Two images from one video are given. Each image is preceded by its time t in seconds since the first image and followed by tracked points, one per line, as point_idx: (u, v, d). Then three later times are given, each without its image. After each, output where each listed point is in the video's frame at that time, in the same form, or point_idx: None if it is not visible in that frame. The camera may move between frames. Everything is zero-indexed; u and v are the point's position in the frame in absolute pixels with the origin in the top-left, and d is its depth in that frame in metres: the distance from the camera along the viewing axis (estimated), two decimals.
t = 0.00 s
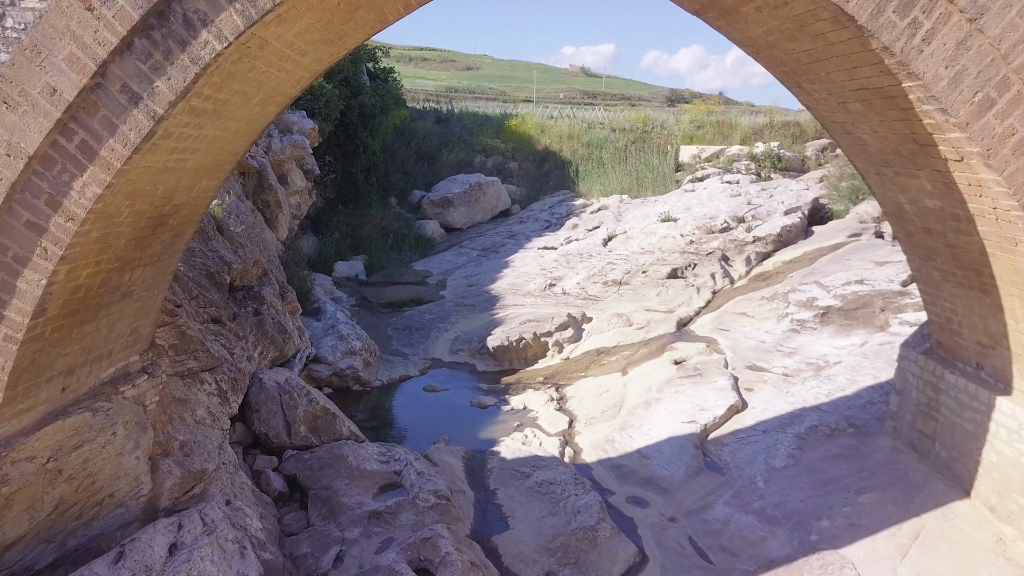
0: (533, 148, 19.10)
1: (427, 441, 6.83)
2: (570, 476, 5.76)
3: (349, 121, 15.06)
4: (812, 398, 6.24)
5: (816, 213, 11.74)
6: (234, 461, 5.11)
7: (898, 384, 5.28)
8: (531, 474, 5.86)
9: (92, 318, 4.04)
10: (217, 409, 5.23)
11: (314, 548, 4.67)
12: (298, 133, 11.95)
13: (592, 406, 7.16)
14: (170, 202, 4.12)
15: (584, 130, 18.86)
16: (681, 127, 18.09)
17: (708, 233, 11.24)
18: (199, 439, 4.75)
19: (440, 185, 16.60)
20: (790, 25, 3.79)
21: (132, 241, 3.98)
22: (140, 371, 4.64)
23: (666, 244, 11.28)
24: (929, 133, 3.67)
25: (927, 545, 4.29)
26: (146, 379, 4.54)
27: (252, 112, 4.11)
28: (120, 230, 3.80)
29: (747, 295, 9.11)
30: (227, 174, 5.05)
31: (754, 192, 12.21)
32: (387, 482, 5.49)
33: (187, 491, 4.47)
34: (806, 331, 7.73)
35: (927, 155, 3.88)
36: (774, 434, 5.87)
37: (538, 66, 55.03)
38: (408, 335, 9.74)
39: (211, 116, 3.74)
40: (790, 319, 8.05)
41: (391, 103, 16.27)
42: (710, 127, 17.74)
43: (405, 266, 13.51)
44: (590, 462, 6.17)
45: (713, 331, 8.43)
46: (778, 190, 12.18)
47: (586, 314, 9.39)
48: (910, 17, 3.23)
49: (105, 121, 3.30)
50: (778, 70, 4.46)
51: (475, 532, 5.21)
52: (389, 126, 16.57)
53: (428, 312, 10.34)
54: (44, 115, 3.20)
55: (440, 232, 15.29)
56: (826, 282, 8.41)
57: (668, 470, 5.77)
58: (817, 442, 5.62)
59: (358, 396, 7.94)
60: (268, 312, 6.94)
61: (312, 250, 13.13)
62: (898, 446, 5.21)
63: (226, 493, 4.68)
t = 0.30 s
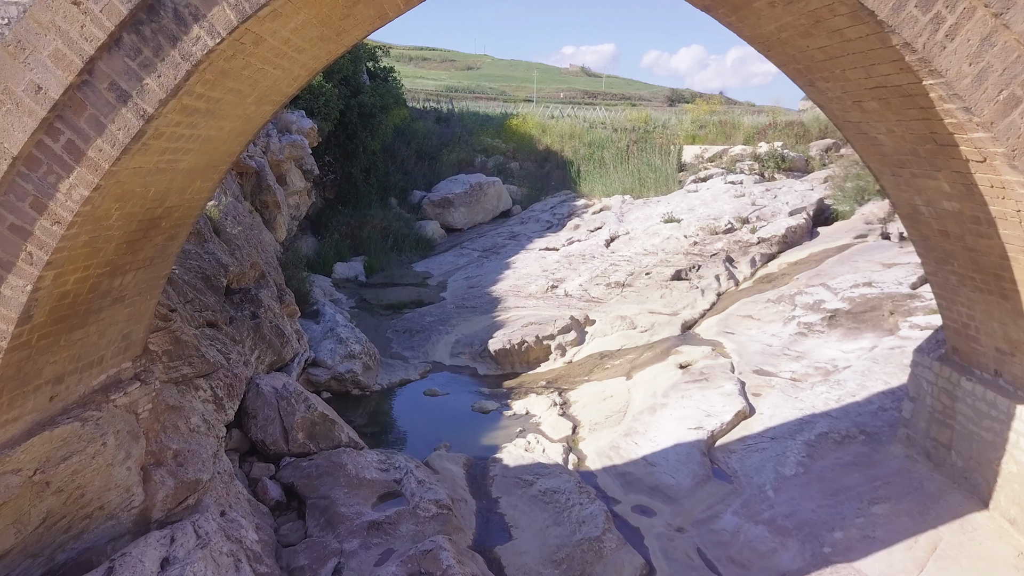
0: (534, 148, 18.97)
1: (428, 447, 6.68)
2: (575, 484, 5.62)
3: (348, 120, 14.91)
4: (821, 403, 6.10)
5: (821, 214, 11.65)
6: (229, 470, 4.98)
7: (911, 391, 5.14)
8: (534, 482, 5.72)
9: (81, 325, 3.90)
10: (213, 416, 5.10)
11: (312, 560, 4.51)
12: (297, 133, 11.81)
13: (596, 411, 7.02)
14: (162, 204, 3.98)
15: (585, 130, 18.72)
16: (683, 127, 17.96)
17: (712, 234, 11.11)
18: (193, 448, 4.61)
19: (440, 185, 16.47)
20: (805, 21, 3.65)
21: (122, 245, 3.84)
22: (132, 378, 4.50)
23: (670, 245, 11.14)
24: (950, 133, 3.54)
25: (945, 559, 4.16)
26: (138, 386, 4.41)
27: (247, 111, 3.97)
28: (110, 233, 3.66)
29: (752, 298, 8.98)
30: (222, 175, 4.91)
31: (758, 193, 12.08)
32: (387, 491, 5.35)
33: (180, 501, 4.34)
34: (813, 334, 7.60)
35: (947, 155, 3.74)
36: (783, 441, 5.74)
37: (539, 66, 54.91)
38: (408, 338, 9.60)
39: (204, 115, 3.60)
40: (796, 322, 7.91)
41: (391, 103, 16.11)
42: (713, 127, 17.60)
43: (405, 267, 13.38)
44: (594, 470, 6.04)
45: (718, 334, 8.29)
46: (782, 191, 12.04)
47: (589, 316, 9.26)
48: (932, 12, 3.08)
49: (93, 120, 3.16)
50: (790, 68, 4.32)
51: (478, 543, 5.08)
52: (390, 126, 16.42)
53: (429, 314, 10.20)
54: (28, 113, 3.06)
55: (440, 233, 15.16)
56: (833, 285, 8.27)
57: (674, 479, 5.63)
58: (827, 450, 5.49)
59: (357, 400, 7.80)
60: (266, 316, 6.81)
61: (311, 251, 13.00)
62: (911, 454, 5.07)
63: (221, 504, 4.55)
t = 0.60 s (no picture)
0: (534, 148, 18.83)
1: (428, 453, 6.54)
2: (579, 492, 5.48)
3: (348, 120, 14.75)
4: (831, 409, 5.96)
5: (826, 215, 11.55)
6: (224, 480, 4.84)
7: (925, 397, 5.00)
8: (537, 490, 5.58)
9: (68, 331, 3.75)
10: (207, 424, 4.96)
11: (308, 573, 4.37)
12: (296, 132, 11.65)
13: (599, 416, 6.88)
14: (153, 205, 3.84)
15: (586, 130, 18.57)
16: (685, 127, 17.82)
17: (715, 234, 10.97)
18: (186, 457, 4.47)
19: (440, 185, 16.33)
20: (820, 15, 3.50)
21: (111, 248, 3.70)
22: (122, 385, 4.36)
23: (673, 246, 11.00)
24: (972, 131, 3.40)
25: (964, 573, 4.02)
26: (129, 394, 4.27)
27: (241, 109, 3.82)
28: (97, 236, 3.52)
29: (757, 300, 8.85)
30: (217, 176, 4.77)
31: (762, 193, 11.94)
32: (386, 500, 5.21)
33: (172, 513, 4.20)
34: (820, 337, 7.46)
35: (968, 155, 3.60)
36: (792, 448, 5.60)
37: (539, 65, 54.76)
38: (408, 340, 9.46)
39: (195, 114, 3.46)
40: (803, 325, 7.77)
41: (391, 102, 15.94)
42: (715, 126, 17.45)
43: (405, 269, 13.24)
44: (598, 477, 5.90)
45: (723, 337, 8.15)
46: (786, 192, 11.91)
47: (592, 319, 9.11)
48: (957, 5, 2.94)
49: (77, 118, 3.02)
50: (802, 65, 4.18)
51: (479, 553, 4.94)
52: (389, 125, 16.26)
53: (429, 316, 10.06)
54: (10, 111, 2.92)
55: (440, 233, 15.02)
56: (840, 287, 8.13)
57: (681, 487, 5.49)
58: (837, 457, 5.36)
59: (356, 405, 7.66)
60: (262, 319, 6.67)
61: (309, 252, 12.86)
62: (925, 462, 4.94)
63: (214, 515, 4.41)
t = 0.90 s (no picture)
0: (535, 147, 18.68)
1: (428, 459, 6.40)
2: (583, 501, 5.33)
3: (347, 119, 14.58)
4: (841, 414, 5.82)
5: (831, 215, 11.41)
6: (218, 488, 4.70)
7: (940, 404, 4.86)
8: (540, 498, 5.43)
9: (53, 337, 3.60)
10: (201, 431, 4.82)
11: None
12: (294, 131, 11.50)
13: (603, 421, 6.73)
14: (142, 206, 3.69)
15: (587, 129, 18.43)
16: (687, 126, 17.68)
17: (719, 235, 10.82)
18: (178, 466, 4.34)
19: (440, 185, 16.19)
20: (837, 7, 3.35)
21: (98, 250, 3.56)
22: (113, 392, 4.22)
23: (676, 247, 10.86)
24: (997, 129, 3.26)
25: None
26: (119, 401, 4.12)
27: (235, 106, 3.67)
28: (83, 238, 3.37)
29: (763, 302, 8.71)
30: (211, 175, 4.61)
31: (766, 193, 11.80)
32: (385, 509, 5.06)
33: (163, 524, 4.08)
34: (828, 340, 7.31)
35: (991, 154, 3.46)
36: (802, 455, 5.46)
37: (540, 66, 54.65)
38: (407, 342, 9.31)
39: (186, 110, 3.31)
40: (810, 327, 7.63)
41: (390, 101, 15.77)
42: (717, 126, 17.31)
43: (405, 270, 13.11)
44: (602, 485, 5.75)
45: (729, 340, 8.00)
46: (790, 192, 11.77)
47: (594, 321, 8.97)
48: None
49: (60, 115, 2.88)
50: (816, 60, 4.03)
51: (481, 564, 4.80)
52: (389, 125, 16.11)
53: (429, 318, 9.91)
54: None
55: (440, 233, 14.88)
56: (848, 289, 7.99)
57: (688, 495, 5.35)
58: (849, 465, 5.22)
59: (355, 409, 7.52)
60: (259, 321, 6.52)
61: (308, 252, 12.72)
62: (940, 471, 4.79)
63: (207, 527, 4.28)
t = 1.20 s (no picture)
0: (536, 147, 18.54)
1: (429, 466, 6.25)
2: (589, 510, 5.18)
3: (346, 118, 14.40)
4: (852, 420, 5.67)
5: (836, 215, 11.27)
6: (213, 499, 4.56)
7: (957, 411, 4.72)
8: (545, 507, 5.29)
9: (39, 343, 3.46)
10: (195, 439, 4.67)
11: None
12: (293, 130, 11.34)
13: (608, 427, 6.58)
14: (132, 207, 3.54)
15: (589, 129, 18.28)
16: (690, 126, 17.54)
17: (724, 235, 10.67)
18: (170, 477, 4.21)
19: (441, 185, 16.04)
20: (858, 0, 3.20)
21: (85, 252, 3.41)
22: (103, 400, 4.07)
23: (680, 248, 10.71)
24: None
25: None
26: (108, 409, 3.98)
27: (228, 103, 3.52)
28: (69, 240, 3.22)
29: (769, 304, 8.57)
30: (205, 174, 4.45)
31: (771, 193, 11.65)
32: (385, 518, 4.92)
33: (154, 537, 3.93)
34: (836, 344, 7.16)
35: (1018, 153, 3.33)
36: (813, 463, 5.31)
37: (540, 65, 54.50)
38: (407, 345, 9.17)
39: (177, 107, 3.16)
40: (818, 330, 7.48)
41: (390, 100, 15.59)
42: (720, 125, 17.16)
43: (405, 270, 12.96)
44: (608, 493, 5.61)
45: (735, 343, 7.85)
46: (795, 192, 11.62)
47: (598, 323, 8.82)
48: None
49: (42, 111, 2.73)
50: (832, 56, 3.86)
51: None
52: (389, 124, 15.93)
53: (429, 320, 9.76)
54: None
55: (440, 234, 14.73)
56: (857, 291, 7.84)
57: (696, 504, 5.20)
58: (862, 473, 5.07)
59: (354, 413, 7.37)
60: (256, 325, 6.37)
61: (307, 253, 12.57)
62: (958, 480, 4.65)
63: (200, 539, 4.13)
